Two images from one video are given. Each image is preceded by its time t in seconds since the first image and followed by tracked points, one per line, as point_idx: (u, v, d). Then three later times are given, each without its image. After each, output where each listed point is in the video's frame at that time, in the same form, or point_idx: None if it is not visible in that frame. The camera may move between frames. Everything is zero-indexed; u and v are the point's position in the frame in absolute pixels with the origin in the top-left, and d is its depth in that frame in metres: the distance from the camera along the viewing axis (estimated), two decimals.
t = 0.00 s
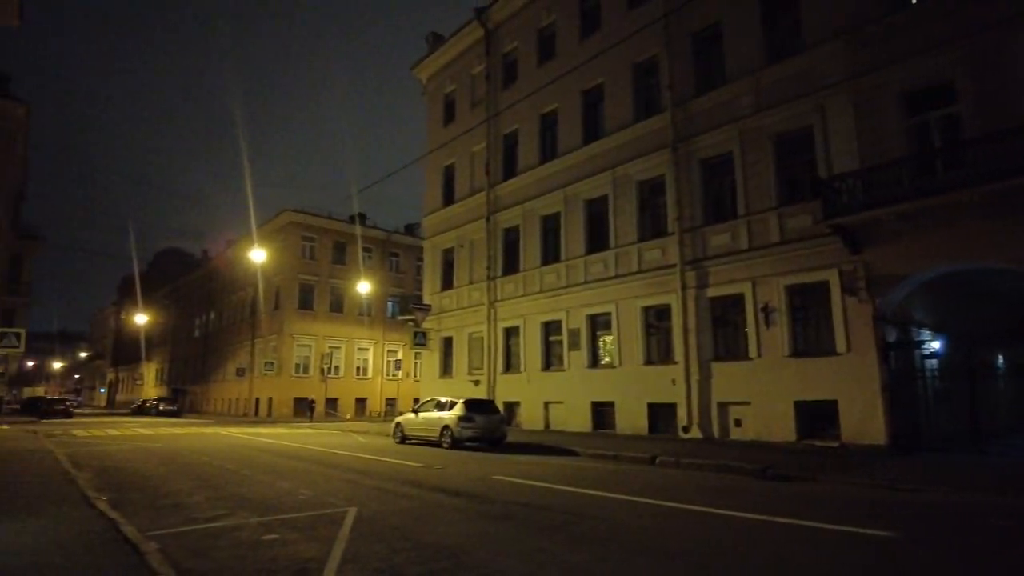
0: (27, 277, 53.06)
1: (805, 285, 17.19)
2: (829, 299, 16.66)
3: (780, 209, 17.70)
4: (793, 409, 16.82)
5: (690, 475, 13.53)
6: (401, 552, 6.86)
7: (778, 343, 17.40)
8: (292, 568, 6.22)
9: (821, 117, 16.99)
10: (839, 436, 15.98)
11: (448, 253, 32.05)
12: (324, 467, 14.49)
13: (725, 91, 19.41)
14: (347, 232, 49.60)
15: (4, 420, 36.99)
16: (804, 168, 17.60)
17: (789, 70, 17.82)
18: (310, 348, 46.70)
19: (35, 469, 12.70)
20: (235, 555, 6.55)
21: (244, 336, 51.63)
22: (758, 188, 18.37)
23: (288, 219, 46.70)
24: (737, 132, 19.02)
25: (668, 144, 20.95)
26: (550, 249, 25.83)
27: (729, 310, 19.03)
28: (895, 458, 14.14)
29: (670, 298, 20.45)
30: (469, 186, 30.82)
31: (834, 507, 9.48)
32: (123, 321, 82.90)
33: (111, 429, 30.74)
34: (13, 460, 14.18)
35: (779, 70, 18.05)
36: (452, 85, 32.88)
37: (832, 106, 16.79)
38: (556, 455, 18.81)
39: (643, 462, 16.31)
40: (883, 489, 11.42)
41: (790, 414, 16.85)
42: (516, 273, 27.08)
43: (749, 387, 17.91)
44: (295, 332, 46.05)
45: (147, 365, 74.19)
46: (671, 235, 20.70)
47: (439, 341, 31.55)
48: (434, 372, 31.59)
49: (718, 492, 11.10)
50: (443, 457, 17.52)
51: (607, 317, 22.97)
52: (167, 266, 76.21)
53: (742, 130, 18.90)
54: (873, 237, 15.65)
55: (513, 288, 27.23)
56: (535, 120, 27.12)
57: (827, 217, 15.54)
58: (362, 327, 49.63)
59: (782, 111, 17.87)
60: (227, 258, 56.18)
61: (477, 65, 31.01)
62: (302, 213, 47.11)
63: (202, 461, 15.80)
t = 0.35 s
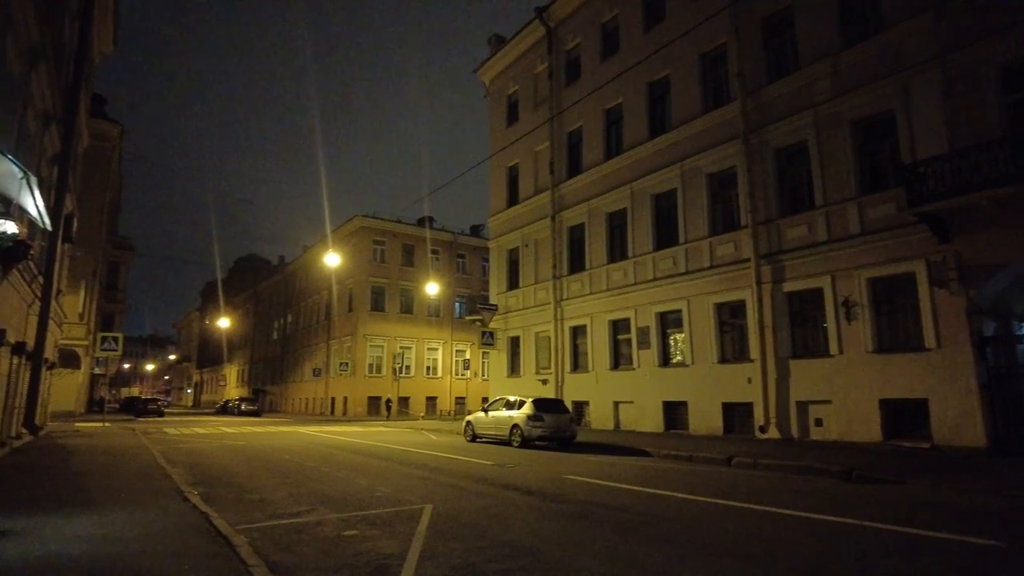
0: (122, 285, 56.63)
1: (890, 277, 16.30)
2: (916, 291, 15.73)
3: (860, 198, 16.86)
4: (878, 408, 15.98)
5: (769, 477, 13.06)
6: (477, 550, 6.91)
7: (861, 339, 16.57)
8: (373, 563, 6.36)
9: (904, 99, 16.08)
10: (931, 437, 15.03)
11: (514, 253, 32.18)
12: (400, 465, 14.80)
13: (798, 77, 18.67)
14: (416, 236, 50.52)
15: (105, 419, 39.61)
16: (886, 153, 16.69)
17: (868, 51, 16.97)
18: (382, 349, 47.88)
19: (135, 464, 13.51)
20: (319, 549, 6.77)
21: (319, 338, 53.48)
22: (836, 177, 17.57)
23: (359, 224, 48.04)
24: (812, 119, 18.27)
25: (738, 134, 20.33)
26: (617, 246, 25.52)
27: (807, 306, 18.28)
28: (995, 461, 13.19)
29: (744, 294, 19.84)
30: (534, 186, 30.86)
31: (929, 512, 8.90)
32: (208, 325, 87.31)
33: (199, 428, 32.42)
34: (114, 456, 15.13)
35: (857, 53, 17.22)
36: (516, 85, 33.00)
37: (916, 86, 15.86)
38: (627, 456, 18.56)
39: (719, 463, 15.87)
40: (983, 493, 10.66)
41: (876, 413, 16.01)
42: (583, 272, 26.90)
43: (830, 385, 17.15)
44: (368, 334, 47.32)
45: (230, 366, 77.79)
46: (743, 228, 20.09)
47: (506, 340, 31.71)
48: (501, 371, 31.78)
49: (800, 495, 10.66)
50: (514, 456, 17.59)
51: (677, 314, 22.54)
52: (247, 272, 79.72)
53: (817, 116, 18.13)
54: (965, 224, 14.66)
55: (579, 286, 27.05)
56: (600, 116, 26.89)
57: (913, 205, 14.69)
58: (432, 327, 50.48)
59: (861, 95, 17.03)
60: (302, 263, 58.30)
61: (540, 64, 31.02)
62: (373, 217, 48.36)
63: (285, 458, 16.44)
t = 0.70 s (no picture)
0: (199, 289, 59.39)
1: (975, 265, 15.30)
2: (1005, 279, 14.71)
3: (940, 182, 15.90)
4: (965, 405, 15.00)
5: (846, 477, 12.46)
6: (541, 549, 6.84)
7: (943, 331, 15.62)
8: (438, 560, 6.37)
9: (987, 74, 15.07)
10: None
11: (573, 249, 31.95)
12: (464, 462, 14.92)
13: (868, 56, 17.79)
14: (475, 235, 50.90)
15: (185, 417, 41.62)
16: (968, 133, 15.68)
17: (946, 25, 15.99)
18: (444, 347, 48.52)
19: (212, 460, 14.09)
20: (384, 545, 6.84)
21: (384, 337, 54.68)
22: (912, 160, 16.63)
23: (420, 225, 48.81)
24: (884, 100, 17.36)
25: (805, 120, 19.55)
26: (679, 240, 24.96)
27: (884, 297, 17.38)
28: None
29: (815, 286, 19.09)
30: (592, 182, 30.58)
31: None
32: (280, 326, 90.63)
33: (273, 424, 33.64)
34: (192, 452, 15.83)
35: (933, 28, 16.26)
36: (572, 80, 32.81)
37: (1000, 60, 14.83)
38: (693, 454, 18.10)
39: (792, 462, 15.29)
40: None
41: (962, 410, 15.03)
42: (644, 267, 26.48)
43: (911, 381, 16.24)
44: (430, 332, 48.02)
45: (300, 365, 80.48)
46: (813, 217, 19.33)
47: (567, 338, 31.54)
48: (563, 369, 31.65)
49: (880, 496, 10.10)
50: (578, 454, 17.48)
51: (745, 308, 21.97)
52: (315, 275, 82.27)
53: (890, 97, 17.22)
54: None
55: (641, 282, 26.63)
56: (659, 107, 26.40)
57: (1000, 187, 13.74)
58: (492, 325, 50.77)
59: (938, 72, 16.07)
60: (366, 265, 59.75)
61: (595, 58, 30.74)
62: (433, 218, 49.04)
63: (352, 454, 16.82)
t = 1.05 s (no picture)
0: (264, 291, 61.38)
1: None
2: None
3: None
4: None
5: (925, 477, 11.77)
6: (602, 549, 6.66)
7: None
8: (498, 559, 6.27)
9: None
10: None
11: (629, 244, 31.49)
12: (522, 459, 14.84)
13: (942, 31, 16.81)
14: (530, 232, 50.83)
15: (253, 414, 43.11)
16: None
17: None
18: (501, 344, 48.69)
19: (277, 456, 14.45)
20: (443, 543, 6.79)
21: (441, 335, 55.33)
22: (993, 139, 15.63)
23: (474, 223, 49.08)
24: (961, 76, 16.37)
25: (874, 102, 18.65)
26: (741, 234, 24.47)
27: (963, 286, 16.37)
28: None
29: (887, 276, 18.26)
30: (648, 173, 30.14)
31: None
32: (341, 325, 92.94)
33: (336, 421, 34.46)
34: (258, 449, 16.31)
35: None
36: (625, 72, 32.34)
37: None
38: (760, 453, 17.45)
39: (864, 461, 14.60)
40: None
41: None
42: (703, 260, 26.04)
43: (996, 375, 15.24)
44: (486, 330, 48.24)
45: (362, 363, 82.25)
46: (884, 204, 18.47)
47: (625, 334, 31.14)
48: (621, 365, 31.25)
49: (966, 498, 9.48)
50: (638, 452, 17.15)
51: (812, 301, 21.33)
52: (374, 275, 83.93)
53: (967, 73, 16.22)
54: None
55: (701, 276, 26.16)
56: (716, 97, 25.92)
57: None
58: (548, 322, 50.60)
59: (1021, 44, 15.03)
60: (422, 264, 60.56)
61: (649, 48, 30.21)
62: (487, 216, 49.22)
63: (412, 451, 16.98)
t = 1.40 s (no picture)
0: (316, 287, 62.63)
1: None
2: None
3: None
4: None
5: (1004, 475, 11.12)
6: (662, 548, 6.44)
7: None
8: (554, 555, 6.12)
9: None
10: None
11: (679, 235, 31.04)
12: (574, 454, 14.67)
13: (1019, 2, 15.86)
14: (576, 225, 50.42)
15: (306, 408, 44.03)
16: None
17: None
18: (548, 339, 48.48)
19: (331, 449, 14.65)
20: (498, 538, 6.68)
21: (488, 330, 55.49)
22: None
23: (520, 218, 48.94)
24: None
25: (943, 80, 17.75)
26: (796, 220, 24.31)
27: None
28: None
29: (955, 265, 17.38)
30: (698, 162, 29.73)
31: None
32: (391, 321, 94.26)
33: (386, 415, 34.91)
34: (312, 442, 16.58)
35: None
36: (674, 59, 31.68)
37: None
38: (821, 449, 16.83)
39: (934, 459, 13.85)
40: None
41: None
42: (758, 251, 25.69)
43: None
44: (534, 325, 48.13)
45: (411, 358, 83.29)
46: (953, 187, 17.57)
47: (676, 327, 30.66)
48: (672, 360, 30.79)
49: None
50: (693, 447, 16.77)
51: (874, 291, 20.62)
52: (422, 271, 84.82)
53: None
54: None
55: (756, 267, 25.88)
56: (770, 81, 25.51)
57: None
58: (596, 316, 50.15)
59: None
60: (469, 259, 60.83)
61: (699, 34, 29.53)
62: (534, 210, 49.04)
63: (462, 445, 16.99)
